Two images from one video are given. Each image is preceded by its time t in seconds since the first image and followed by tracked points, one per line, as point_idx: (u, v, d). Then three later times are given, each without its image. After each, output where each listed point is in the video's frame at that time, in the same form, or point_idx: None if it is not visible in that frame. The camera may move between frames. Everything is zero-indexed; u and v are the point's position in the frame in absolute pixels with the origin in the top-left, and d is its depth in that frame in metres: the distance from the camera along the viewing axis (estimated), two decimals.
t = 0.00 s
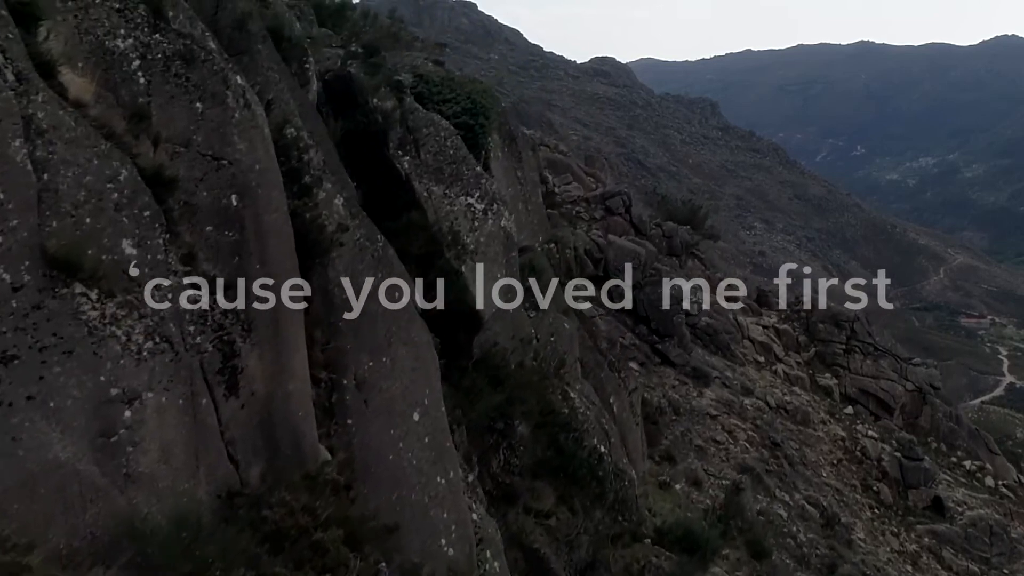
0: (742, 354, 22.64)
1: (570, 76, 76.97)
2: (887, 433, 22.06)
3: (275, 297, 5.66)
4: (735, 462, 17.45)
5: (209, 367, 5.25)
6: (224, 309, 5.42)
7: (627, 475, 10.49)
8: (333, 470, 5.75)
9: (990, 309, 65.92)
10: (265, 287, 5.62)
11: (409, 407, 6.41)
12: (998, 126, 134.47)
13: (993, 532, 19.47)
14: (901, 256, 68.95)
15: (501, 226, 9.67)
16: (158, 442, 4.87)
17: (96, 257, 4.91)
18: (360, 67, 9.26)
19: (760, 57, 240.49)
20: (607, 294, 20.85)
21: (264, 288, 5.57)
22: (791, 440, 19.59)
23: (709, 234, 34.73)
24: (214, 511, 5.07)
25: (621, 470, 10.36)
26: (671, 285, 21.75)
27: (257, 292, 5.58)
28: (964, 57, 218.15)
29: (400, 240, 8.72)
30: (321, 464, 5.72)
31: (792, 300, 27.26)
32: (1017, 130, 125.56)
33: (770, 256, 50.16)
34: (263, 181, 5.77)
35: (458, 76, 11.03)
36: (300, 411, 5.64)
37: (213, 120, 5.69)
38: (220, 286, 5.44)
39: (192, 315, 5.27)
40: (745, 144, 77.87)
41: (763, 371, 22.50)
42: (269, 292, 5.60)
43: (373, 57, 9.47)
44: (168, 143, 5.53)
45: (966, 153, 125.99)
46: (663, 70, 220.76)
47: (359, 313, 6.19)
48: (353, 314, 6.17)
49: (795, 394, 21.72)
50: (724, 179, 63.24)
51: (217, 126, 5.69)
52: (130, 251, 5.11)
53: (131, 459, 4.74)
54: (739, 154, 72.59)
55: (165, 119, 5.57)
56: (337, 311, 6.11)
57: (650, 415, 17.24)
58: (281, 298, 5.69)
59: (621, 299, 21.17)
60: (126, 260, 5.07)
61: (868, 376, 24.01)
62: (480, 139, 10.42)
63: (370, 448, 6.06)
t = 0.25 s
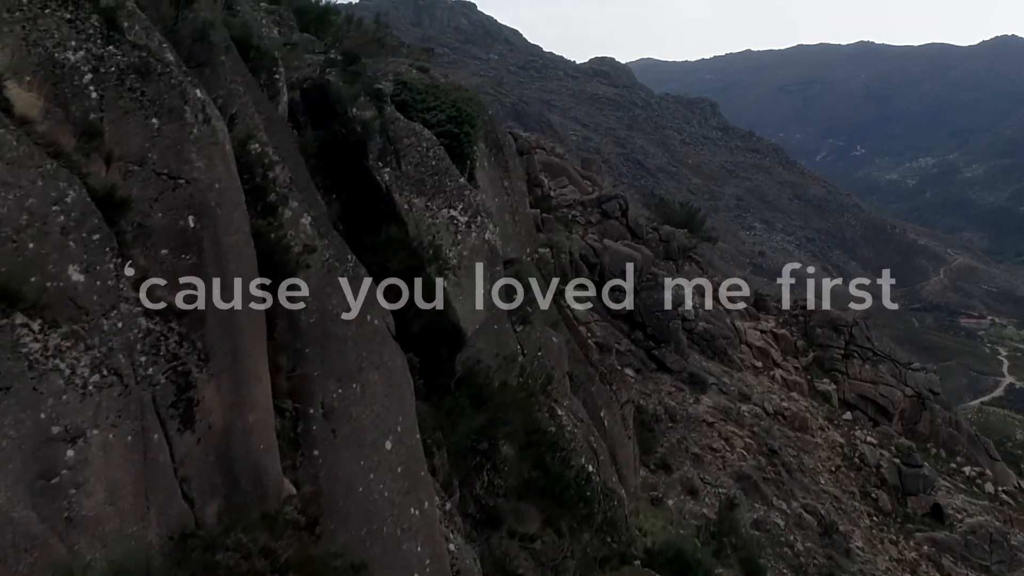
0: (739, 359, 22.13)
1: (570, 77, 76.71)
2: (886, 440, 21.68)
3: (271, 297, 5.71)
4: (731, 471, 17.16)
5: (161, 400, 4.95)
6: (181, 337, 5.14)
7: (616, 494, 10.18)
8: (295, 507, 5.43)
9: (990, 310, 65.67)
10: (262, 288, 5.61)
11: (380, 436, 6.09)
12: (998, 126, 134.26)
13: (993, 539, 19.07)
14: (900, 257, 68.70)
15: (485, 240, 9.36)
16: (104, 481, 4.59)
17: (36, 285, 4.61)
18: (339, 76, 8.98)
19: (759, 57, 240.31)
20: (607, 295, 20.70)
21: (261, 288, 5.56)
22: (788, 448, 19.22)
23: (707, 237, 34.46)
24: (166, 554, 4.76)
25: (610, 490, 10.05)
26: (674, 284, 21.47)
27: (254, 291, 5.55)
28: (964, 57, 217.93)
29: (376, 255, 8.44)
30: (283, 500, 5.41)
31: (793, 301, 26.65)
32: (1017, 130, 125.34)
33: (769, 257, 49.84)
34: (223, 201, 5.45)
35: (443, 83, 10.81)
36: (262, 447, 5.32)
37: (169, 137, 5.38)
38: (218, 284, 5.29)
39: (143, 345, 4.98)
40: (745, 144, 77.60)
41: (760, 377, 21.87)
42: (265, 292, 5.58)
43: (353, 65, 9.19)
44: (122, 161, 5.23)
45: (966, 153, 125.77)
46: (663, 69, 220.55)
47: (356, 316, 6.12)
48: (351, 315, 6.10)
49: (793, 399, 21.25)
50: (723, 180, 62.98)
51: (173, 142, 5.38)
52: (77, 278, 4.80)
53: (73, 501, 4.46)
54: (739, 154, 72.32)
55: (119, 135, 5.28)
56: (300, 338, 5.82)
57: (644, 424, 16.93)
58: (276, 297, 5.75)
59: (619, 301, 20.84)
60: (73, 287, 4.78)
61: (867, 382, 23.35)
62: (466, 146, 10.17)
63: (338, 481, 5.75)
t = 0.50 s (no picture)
0: (736, 363, 21.48)
1: (569, 76, 76.36)
2: (887, 444, 21.07)
3: (268, 296, 5.61)
4: (727, 479, 16.83)
5: (102, 440, 4.62)
6: (127, 371, 4.81)
7: (604, 516, 9.84)
8: (250, 552, 5.09)
9: (990, 310, 65.27)
10: (258, 287, 5.60)
11: (345, 470, 5.76)
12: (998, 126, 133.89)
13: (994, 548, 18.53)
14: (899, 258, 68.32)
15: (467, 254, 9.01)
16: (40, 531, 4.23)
17: None
18: (317, 84, 8.62)
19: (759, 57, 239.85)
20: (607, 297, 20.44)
21: (257, 287, 5.53)
22: (784, 455, 18.67)
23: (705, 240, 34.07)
24: None
25: (597, 512, 9.70)
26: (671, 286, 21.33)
27: (250, 291, 5.54)
28: (964, 57, 217.52)
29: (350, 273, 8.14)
30: (238, 543, 5.08)
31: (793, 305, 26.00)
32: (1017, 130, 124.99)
33: (768, 258, 49.46)
34: (174, 225, 5.16)
35: (425, 91, 10.44)
36: (218, 485, 5.03)
37: (116, 157, 5.05)
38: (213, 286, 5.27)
39: (84, 381, 4.63)
40: (744, 144, 77.21)
41: (756, 384, 21.23)
42: (262, 292, 5.57)
43: (330, 73, 8.83)
44: (63, 183, 4.88)
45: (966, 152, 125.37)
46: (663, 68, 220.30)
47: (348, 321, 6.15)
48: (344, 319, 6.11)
49: (790, 406, 20.63)
50: (722, 180, 62.59)
51: (120, 163, 5.06)
52: (13, 309, 4.43)
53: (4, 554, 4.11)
54: (738, 154, 71.92)
55: (62, 155, 4.92)
56: (258, 369, 5.48)
57: (638, 432, 16.59)
58: (274, 297, 5.64)
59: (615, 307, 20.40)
60: (7, 319, 4.39)
61: (864, 388, 22.67)
62: (449, 157, 9.82)
63: (299, 521, 5.40)
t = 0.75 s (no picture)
0: (734, 370, 21.02)
1: (569, 77, 76.09)
2: (886, 451, 20.76)
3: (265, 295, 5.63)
4: (723, 488, 16.55)
5: (40, 483, 4.32)
6: (70, 408, 4.50)
7: (592, 538, 9.51)
8: None
9: (990, 310, 65.06)
10: (255, 286, 5.62)
11: (310, 506, 5.45)
12: (998, 126, 133.79)
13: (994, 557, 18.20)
14: (899, 258, 68.07)
15: (449, 269, 8.70)
16: None
17: None
18: (293, 94, 8.32)
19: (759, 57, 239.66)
20: (608, 296, 20.35)
21: (256, 287, 5.51)
22: (783, 462, 18.39)
23: (704, 244, 33.76)
24: None
25: (584, 533, 9.39)
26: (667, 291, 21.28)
27: (249, 291, 5.51)
28: (964, 57, 217.34)
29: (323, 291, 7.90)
30: None
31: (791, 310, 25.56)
32: (1016, 130, 124.77)
33: (768, 258, 49.12)
34: (122, 249, 4.86)
35: (410, 101, 10.11)
36: (170, 523, 4.65)
37: (61, 177, 4.76)
38: (208, 286, 5.29)
39: (18, 420, 4.32)
40: (744, 145, 76.97)
41: (755, 389, 20.83)
42: (259, 292, 5.57)
43: (307, 82, 8.54)
44: (3, 208, 4.57)
45: (966, 152, 125.20)
46: (664, 68, 220.10)
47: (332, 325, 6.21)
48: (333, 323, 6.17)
49: (789, 412, 20.32)
50: (721, 181, 62.32)
51: (66, 184, 4.77)
52: None
53: None
54: (737, 155, 71.65)
55: (1, 175, 4.62)
56: (214, 401, 5.18)
57: (633, 440, 16.32)
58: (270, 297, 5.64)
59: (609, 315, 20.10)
60: None
61: (862, 393, 22.30)
62: (432, 170, 9.50)
63: (258, 561, 5.07)
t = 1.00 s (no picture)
0: (730, 376, 20.54)
1: (568, 77, 75.77)
2: (885, 458, 20.37)
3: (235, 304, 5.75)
4: (720, 497, 16.17)
5: None
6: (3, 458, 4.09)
7: (579, 563, 9.16)
8: None
9: (990, 310, 64.74)
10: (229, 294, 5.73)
11: (270, 550, 5.14)
12: (998, 126, 133.45)
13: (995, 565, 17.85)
14: (898, 258, 67.74)
15: (429, 287, 8.38)
16: None
17: None
18: (265, 106, 8.01)
19: (760, 57, 239.27)
20: (609, 295, 20.14)
21: (209, 317, 5.21)
22: (780, 470, 18.06)
23: (701, 246, 33.40)
24: None
25: (572, 558, 9.06)
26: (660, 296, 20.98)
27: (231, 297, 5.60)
28: (963, 57, 217.06)
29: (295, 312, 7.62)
30: None
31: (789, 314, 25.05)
32: (1017, 130, 124.50)
33: (767, 258, 48.78)
34: (61, 281, 4.50)
35: (390, 110, 9.79)
36: None
37: None
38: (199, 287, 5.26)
39: None
40: (743, 145, 76.62)
41: (752, 396, 20.46)
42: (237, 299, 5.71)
43: (280, 92, 8.24)
44: None
45: (966, 152, 124.90)
46: (664, 67, 219.81)
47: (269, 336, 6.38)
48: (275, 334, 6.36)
49: (787, 418, 19.94)
50: (721, 181, 61.97)
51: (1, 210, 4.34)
52: None
53: None
54: (737, 155, 71.30)
55: None
56: (166, 441, 4.81)
57: (627, 449, 16.17)
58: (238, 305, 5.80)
59: (604, 321, 19.79)
60: None
61: (861, 399, 21.93)
62: (412, 184, 9.16)
63: None
